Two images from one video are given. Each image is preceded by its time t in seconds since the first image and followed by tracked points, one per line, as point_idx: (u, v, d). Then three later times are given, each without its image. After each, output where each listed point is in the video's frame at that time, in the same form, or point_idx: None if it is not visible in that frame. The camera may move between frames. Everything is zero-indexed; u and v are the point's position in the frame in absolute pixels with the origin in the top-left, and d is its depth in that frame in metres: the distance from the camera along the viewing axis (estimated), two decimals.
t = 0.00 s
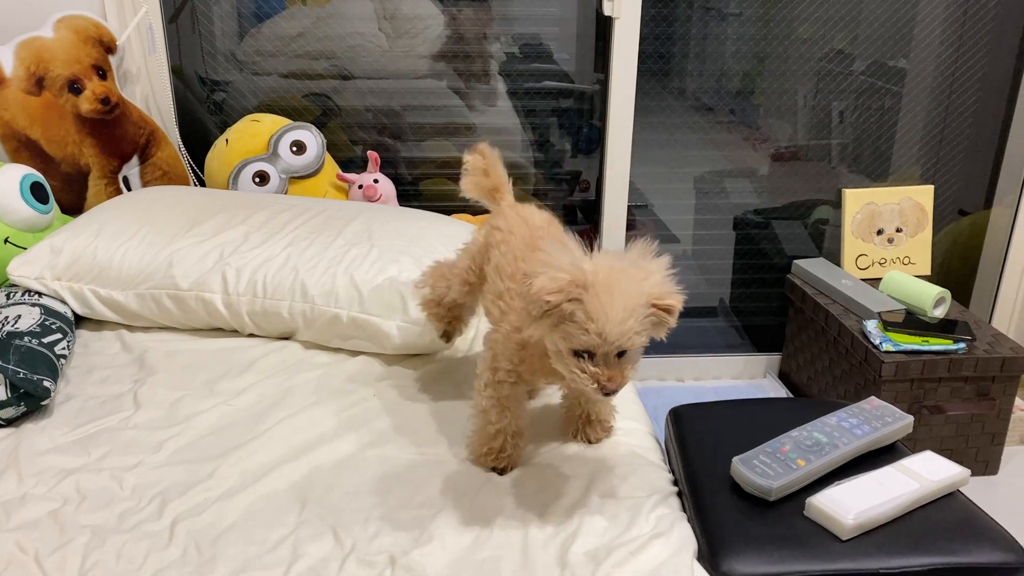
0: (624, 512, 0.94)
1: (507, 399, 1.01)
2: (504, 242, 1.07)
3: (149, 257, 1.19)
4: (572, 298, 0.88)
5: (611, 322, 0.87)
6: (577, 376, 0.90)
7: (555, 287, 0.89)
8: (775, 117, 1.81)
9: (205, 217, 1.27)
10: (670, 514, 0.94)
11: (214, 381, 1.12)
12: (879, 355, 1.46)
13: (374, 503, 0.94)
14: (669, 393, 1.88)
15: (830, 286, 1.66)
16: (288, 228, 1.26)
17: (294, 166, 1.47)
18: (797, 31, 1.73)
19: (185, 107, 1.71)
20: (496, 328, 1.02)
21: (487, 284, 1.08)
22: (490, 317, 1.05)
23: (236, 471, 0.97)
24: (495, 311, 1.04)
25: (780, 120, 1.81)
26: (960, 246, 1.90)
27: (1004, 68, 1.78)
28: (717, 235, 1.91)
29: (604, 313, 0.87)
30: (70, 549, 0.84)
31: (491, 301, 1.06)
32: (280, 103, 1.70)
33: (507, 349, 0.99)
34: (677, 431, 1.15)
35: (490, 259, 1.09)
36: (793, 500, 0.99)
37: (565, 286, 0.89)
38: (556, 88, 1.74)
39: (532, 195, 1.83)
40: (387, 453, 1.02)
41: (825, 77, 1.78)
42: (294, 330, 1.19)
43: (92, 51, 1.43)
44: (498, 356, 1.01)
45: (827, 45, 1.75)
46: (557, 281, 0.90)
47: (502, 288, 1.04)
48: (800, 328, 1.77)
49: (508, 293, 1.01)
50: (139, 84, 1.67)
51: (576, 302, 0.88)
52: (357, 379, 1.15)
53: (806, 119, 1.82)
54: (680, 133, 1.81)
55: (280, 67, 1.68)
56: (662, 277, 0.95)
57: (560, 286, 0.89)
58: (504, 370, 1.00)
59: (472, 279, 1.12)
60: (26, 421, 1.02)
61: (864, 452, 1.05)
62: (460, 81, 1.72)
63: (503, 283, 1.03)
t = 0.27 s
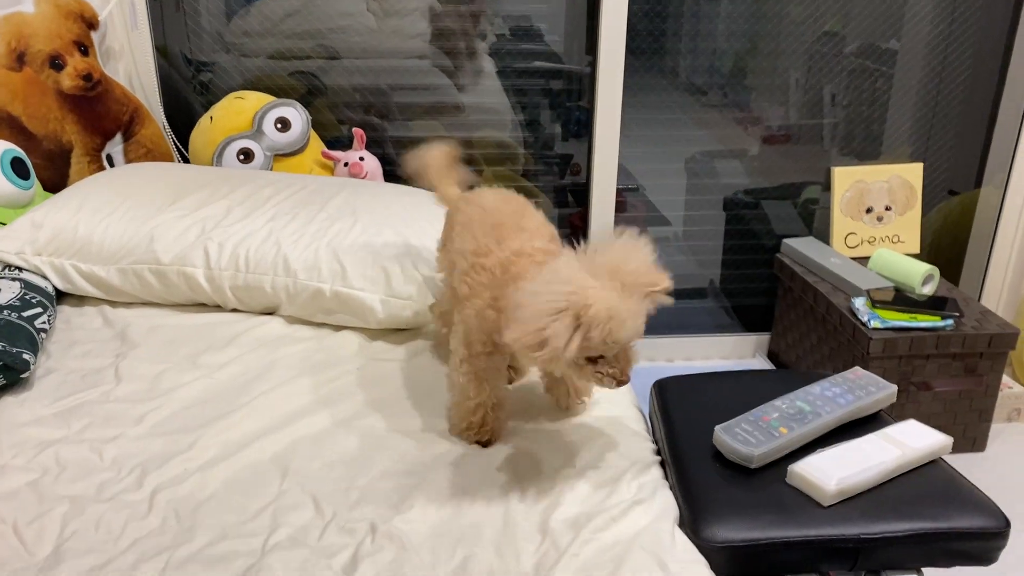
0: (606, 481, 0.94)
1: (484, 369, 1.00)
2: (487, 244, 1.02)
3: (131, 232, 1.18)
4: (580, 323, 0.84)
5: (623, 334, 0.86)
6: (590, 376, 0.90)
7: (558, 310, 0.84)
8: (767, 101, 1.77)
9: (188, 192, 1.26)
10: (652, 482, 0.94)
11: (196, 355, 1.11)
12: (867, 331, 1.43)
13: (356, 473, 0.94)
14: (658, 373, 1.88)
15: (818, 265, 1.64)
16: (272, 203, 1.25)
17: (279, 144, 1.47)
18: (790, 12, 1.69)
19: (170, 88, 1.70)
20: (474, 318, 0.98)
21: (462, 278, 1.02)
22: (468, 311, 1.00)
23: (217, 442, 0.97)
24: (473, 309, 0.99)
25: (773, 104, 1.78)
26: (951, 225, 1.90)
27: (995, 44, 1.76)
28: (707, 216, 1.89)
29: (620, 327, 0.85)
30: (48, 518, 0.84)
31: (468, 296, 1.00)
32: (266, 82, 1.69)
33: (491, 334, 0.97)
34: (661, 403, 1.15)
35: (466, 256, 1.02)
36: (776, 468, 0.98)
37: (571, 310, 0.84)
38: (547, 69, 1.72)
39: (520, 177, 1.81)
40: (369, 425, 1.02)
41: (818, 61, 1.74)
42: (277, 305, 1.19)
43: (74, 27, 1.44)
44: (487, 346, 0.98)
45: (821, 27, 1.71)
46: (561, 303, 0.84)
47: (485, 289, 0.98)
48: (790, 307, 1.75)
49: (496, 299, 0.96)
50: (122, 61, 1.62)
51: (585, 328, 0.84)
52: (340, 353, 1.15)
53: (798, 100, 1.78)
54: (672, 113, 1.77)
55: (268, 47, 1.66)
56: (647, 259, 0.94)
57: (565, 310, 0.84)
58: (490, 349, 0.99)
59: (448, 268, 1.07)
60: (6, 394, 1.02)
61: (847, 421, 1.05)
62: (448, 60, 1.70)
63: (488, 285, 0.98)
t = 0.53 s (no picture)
0: (602, 469, 0.94)
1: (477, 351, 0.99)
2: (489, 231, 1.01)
3: (127, 224, 1.18)
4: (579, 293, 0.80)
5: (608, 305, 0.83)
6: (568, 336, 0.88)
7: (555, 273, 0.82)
8: (761, 92, 1.77)
9: (184, 183, 1.26)
10: (648, 471, 0.95)
11: (192, 346, 1.12)
12: (861, 322, 1.43)
13: (353, 464, 0.94)
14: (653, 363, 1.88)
15: (812, 254, 1.64)
16: (268, 194, 1.25)
17: (274, 135, 1.46)
18: (785, 3, 1.69)
19: (164, 79, 1.69)
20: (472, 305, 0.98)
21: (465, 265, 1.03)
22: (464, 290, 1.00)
23: (215, 434, 0.97)
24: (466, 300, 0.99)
25: (767, 95, 1.78)
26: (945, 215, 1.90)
27: (989, 36, 1.76)
28: (702, 206, 1.89)
29: (609, 299, 0.83)
30: (46, 509, 0.84)
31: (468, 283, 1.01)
32: (261, 73, 1.68)
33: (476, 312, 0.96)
34: (657, 392, 1.16)
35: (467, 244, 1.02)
36: (770, 457, 0.99)
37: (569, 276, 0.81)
38: (542, 59, 1.71)
39: (516, 167, 1.81)
40: (366, 416, 1.02)
41: (813, 51, 1.74)
42: (273, 296, 1.19)
43: (67, 18, 1.44)
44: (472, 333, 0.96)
45: (815, 17, 1.71)
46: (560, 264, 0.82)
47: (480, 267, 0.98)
48: (784, 297, 1.75)
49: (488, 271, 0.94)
50: (116, 52, 1.60)
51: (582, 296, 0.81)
52: (336, 344, 1.15)
53: (793, 91, 1.78)
54: (666, 103, 1.77)
55: (262, 38, 1.66)
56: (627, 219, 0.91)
57: (552, 271, 0.79)
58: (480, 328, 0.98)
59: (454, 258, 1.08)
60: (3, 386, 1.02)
61: (841, 410, 1.06)
62: (443, 50, 1.70)
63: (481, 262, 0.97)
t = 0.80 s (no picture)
0: (598, 459, 0.94)
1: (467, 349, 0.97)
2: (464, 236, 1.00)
3: (122, 215, 1.18)
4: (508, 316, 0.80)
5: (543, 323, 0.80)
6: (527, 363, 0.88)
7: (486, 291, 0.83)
8: (759, 82, 1.77)
9: (179, 174, 1.25)
10: (645, 461, 0.95)
11: (189, 337, 1.11)
12: (858, 312, 1.43)
13: (350, 455, 0.94)
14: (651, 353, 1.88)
15: (810, 244, 1.62)
16: (263, 184, 1.24)
17: (270, 125, 1.46)
18: None
19: (159, 69, 1.68)
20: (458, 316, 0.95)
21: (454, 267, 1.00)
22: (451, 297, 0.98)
23: (212, 425, 0.97)
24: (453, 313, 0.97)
25: (765, 84, 1.77)
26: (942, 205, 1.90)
27: (988, 25, 1.75)
28: (700, 196, 1.88)
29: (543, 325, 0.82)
30: (42, 501, 0.84)
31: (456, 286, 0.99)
32: (256, 63, 1.67)
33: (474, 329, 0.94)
34: (654, 382, 1.16)
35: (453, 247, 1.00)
36: (767, 447, 0.99)
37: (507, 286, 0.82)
38: (539, 48, 1.71)
39: (513, 157, 1.80)
40: (363, 407, 1.02)
41: (810, 40, 1.73)
42: (270, 287, 1.18)
43: (61, 8, 1.42)
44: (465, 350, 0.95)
45: (813, 6, 1.70)
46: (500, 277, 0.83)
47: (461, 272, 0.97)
48: (782, 287, 1.73)
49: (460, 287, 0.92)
50: (111, 42, 1.60)
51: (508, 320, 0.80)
52: (333, 334, 1.15)
53: (791, 81, 1.77)
54: (663, 93, 1.76)
55: (258, 28, 1.65)
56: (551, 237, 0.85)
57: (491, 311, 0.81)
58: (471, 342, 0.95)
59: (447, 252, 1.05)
60: None
61: (839, 399, 1.06)
62: (439, 40, 1.69)
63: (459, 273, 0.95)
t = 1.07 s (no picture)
0: (595, 450, 0.94)
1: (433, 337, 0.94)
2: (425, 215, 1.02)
3: (118, 207, 1.17)
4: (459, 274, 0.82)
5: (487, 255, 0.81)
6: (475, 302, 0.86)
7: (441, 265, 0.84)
8: (757, 73, 1.76)
9: (176, 166, 1.25)
10: (642, 452, 0.95)
11: (186, 330, 1.11)
12: (855, 302, 1.42)
13: (347, 445, 0.94)
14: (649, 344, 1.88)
15: (807, 236, 1.61)
16: (260, 176, 1.24)
17: (267, 118, 1.45)
18: None
19: (156, 62, 1.67)
20: (418, 295, 0.96)
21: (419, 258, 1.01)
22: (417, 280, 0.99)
23: (209, 418, 0.97)
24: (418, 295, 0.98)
25: (763, 76, 1.76)
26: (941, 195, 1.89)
27: (986, 15, 1.75)
28: (698, 187, 1.87)
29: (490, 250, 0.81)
30: (39, 493, 0.84)
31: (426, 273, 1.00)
32: (254, 55, 1.67)
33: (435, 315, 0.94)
34: (651, 374, 1.16)
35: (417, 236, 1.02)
36: (764, 437, 0.99)
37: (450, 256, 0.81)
38: (536, 40, 1.70)
39: (510, 149, 1.80)
40: (360, 398, 1.02)
41: (808, 30, 1.72)
42: (267, 279, 1.18)
43: None
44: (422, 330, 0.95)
45: None
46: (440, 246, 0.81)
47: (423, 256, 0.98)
48: (780, 278, 1.72)
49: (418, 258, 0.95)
50: (107, 35, 1.55)
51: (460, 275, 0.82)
52: (330, 326, 1.14)
53: (789, 73, 1.76)
54: (661, 84, 1.75)
55: (255, 20, 1.64)
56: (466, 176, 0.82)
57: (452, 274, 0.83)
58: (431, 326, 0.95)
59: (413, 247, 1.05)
60: None
61: (835, 390, 1.06)
62: (436, 32, 1.68)
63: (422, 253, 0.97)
